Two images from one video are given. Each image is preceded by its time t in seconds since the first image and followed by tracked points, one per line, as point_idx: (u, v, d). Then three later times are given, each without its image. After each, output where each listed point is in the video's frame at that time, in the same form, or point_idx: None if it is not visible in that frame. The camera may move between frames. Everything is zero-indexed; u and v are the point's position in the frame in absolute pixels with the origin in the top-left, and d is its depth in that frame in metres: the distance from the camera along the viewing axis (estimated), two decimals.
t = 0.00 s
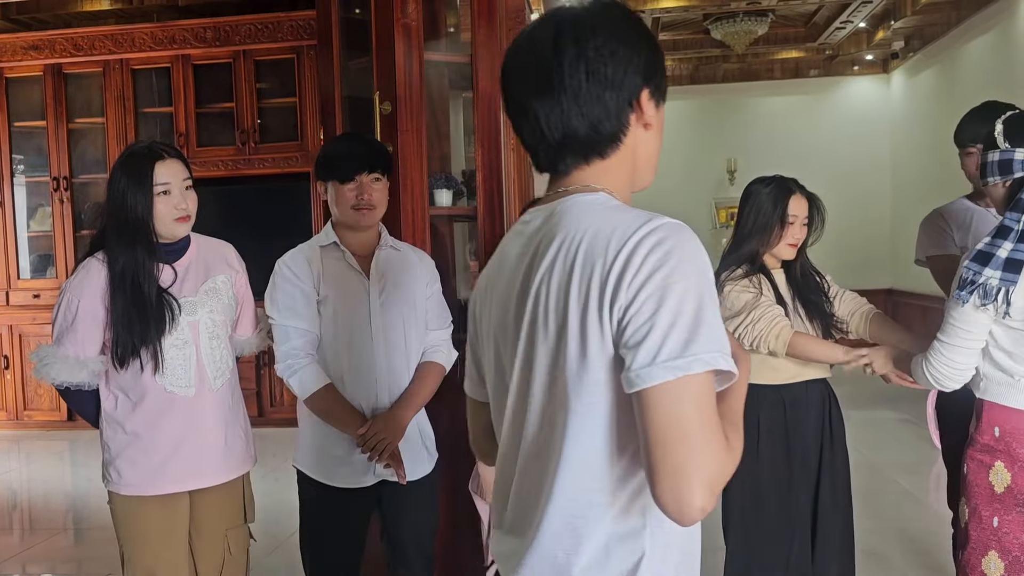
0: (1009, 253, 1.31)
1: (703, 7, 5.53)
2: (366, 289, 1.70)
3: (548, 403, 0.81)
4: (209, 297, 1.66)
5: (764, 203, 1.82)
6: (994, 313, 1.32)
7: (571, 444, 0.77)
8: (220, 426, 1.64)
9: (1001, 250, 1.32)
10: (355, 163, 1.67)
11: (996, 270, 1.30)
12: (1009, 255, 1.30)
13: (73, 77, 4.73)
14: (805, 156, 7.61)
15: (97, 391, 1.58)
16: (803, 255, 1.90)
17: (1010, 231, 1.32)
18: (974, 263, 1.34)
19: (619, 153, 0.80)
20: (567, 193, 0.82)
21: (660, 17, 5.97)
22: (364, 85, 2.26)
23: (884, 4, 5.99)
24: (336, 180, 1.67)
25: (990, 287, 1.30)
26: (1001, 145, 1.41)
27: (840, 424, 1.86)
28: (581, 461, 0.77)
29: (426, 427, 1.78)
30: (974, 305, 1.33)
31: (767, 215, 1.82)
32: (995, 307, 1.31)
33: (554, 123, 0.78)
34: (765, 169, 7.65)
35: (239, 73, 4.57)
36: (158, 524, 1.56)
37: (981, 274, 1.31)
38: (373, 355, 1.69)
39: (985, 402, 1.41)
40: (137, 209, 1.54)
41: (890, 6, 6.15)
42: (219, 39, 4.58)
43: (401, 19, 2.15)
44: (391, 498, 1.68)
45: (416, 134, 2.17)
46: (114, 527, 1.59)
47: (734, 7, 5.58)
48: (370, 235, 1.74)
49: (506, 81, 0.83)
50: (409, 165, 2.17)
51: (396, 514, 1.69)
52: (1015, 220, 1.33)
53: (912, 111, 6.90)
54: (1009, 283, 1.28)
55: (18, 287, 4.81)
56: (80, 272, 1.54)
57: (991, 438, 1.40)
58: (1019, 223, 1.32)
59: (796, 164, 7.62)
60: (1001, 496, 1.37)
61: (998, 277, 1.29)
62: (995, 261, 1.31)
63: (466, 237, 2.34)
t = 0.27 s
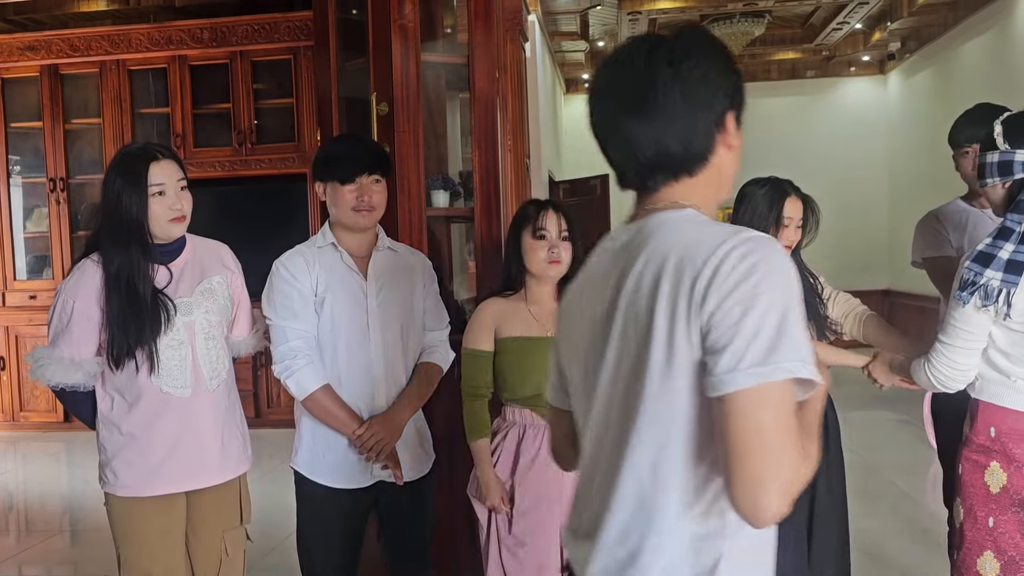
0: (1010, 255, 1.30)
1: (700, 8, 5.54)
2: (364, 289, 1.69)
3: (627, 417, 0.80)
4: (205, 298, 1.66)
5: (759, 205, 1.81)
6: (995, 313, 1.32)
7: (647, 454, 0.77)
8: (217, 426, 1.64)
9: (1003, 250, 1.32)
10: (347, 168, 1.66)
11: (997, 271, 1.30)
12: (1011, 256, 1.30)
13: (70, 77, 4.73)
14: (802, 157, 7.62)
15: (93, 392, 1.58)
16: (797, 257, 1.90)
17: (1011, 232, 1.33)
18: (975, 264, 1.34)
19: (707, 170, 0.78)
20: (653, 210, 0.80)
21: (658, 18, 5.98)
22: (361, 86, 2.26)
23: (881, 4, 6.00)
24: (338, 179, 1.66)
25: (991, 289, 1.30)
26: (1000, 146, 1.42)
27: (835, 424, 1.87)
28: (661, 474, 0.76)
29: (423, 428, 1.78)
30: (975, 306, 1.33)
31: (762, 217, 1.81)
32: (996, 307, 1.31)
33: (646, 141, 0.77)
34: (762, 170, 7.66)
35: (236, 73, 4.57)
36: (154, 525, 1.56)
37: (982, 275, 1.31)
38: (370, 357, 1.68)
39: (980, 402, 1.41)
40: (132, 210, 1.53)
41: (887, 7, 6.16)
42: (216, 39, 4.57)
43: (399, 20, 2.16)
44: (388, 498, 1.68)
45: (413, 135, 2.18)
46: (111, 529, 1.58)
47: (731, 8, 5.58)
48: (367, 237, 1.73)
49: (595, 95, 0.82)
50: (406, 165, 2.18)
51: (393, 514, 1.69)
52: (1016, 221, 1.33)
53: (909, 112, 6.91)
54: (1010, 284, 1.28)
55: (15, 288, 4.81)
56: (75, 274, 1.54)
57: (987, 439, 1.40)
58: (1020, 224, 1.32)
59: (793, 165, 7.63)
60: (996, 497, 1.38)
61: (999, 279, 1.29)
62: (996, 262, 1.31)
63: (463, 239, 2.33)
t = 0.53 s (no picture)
0: (996, 256, 1.39)
1: (696, 10, 5.55)
2: (361, 290, 1.69)
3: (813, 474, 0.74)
4: (202, 298, 1.66)
5: (754, 207, 1.82)
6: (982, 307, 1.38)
7: (847, 518, 0.70)
8: (215, 426, 1.64)
9: (989, 251, 1.40)
10: (347, 169, 1.67)
11: (983, 271, 1.39)
12: (996, 258, 1.38)
13: (68, 78, 4.73)
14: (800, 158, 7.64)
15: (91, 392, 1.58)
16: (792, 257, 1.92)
17: (1000, 234, 1.39)
18: (963, 263, 1.43)
19: (894, 211, 0.74)
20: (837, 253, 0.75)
21: (655, 20, 5.99)
22: (360, 87, 2.27)
23: (877, 6, 6.02)
24: (338, 179, 1.66)
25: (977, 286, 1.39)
26: (993, 147, 1.48)
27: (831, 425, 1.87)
28: (864, 543, 0.69)
29: (421, 428, 1.78)
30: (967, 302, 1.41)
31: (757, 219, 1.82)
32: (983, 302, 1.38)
33: (836, 181, 0.73)
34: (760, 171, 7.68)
35: (234, 74, 4.57)
36: (152, 525, 1.56)
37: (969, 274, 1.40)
38: (368, 358, 1.68)
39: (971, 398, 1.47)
40: (129, 210, 1.54)
41: (883, 8, 6.19)
42: (215, 40, 4.58)
43: (397, 21, 2.17)
44: (386, 498, 1.69)
45: (410, 136, 2.19)
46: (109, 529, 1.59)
47: (727, 9, 5.60)
48: (364, 238, 1.73)
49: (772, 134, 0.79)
50: (404, 165, 2.19)
51: (390, 514, 1.69)
52: (1004, 224, 1.40)
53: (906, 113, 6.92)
54: (995, 284, 1.38)
55: (12, 288, 4.81)
56: (73, 275, 1.54)
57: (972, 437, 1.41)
58: (1009, 226, 1.39)
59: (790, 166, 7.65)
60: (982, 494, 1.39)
61: (985, 279, 1.38)
62: (983, 263, 1.39)
63: (460, 240, 2.34)
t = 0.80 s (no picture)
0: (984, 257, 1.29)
1: (694, 10, 5.56)
2: (358, 290, 1.69)
3: None
4: (199, 299, 1.66)
5: (749, 208, 1.82)
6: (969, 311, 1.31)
7: None
8: (212, 427, 1.64)
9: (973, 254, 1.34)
10: (347, 169, 1.66)
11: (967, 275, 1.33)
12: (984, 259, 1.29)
13: (64, 78, 4.72)
14: (797, 159, 7.65)
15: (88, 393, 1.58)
16: (787, 258, 1.92)
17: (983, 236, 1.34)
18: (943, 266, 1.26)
19: None
20: None
21: (651, 20, 6.00)
22: (356, 87, 2.27)
23: (874, 6, 6.04)
24: (338, 180, 1.66)
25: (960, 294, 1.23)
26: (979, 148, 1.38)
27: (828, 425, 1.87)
28: None
29: (418, 429, 1.78)
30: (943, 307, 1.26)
31: (754, 219, 1.82)
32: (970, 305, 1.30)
33: None
34: (757, 172, 7.69)
35: (231, 74, 4.56)
36: (148, 526, 1.56)
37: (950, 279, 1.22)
38: (364, 358, 1.68)
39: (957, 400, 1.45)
40: (125, 210, 1.54)
41: (880, 9, 6.20)
42: (211, 41, 4.57)
43: (394, 21, 2.17)
44: (382, 497, 1.69)
45: (407, 137, 2.20)
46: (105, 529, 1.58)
47: (724, 10, 5.60)
48: (361, 238, 1.73)
49: None
50: (401, 166, 2.20)
51: (387, 514, 1.69)
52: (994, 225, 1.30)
53: (902, 113, 6.93)
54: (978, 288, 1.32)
55: (9, 289, 4.80)
56: (69, 275, 1.54)
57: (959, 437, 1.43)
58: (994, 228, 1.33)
59: (787, 167, 7.66)
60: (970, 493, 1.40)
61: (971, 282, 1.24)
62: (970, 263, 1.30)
63: (457, 241, 2.34)
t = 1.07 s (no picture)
0: (967, 260, 1.32)
1: (691, 11, 5.56)
2: (354, 291, 1.69)
3: None
4: (194, 299, 1.66)
5: (744, 209, 1.83)
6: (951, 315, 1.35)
7: None
8: (207, 427, 1.64)
9: (959, 254, 1.34)
10: (345, 169, 1.67)
11: (953, 275, 1.32)
12: (967, 261, 1.32)
13: (61, 78, 4.71)
14: (794, 159, 7.66)
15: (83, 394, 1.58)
16: (783, 258, 1.93)
17: (970, 237, 1.33)
18: (933, 268, 1.35)
19: None
20: None
21: (649, 21, 6.00)
22: (353, 87, 2.27)
23: (871, 7, 6.05)
24: (335, 180, 1.66)
25: (947, 293, 1.32)
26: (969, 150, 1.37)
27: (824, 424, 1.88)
28: None
29: (415, 429, 1.78)
30: (931, 309, 1.36)
31: (749, 220, 1.82)
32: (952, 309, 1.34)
33: None
34: (754, 172, 7.70)
35: (228, 74, 4.56)
36: (144, 527, 1.56)
37: (939, 279, 1.33)
38: (361, 359, 1.68)
39: (950, 401, 1.45)
40: (120, 210, 1.54)
41: (877, 9, 6.21)
42: (208, 41, 4.57)
43: (390, 22, 2.17)
44: (379, 497, 1.68)
45: (404, 137, 2.20)
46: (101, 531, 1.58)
47: (721, 11, 5.60)
48: (357, 239, 1.73)
49: None
50: (398, 166, 2.20)
51: (384, 514, 1.69)
52: (976, 227, 1.33)
53: (899, 114, 6.94)
54: (964, 288, 1.31)
55: (5, 289, 4.79)
56: (63, 276, 1.54)
57: (954, 437, 1.44)
58: (980, 229, 1.32)
59: (784, 167, 7.67)
60: (964, 493, 1.41)
61: (955, 282, 1.32)
62: (953, 267, 1.33)
63: (454, 241, 2.34)
